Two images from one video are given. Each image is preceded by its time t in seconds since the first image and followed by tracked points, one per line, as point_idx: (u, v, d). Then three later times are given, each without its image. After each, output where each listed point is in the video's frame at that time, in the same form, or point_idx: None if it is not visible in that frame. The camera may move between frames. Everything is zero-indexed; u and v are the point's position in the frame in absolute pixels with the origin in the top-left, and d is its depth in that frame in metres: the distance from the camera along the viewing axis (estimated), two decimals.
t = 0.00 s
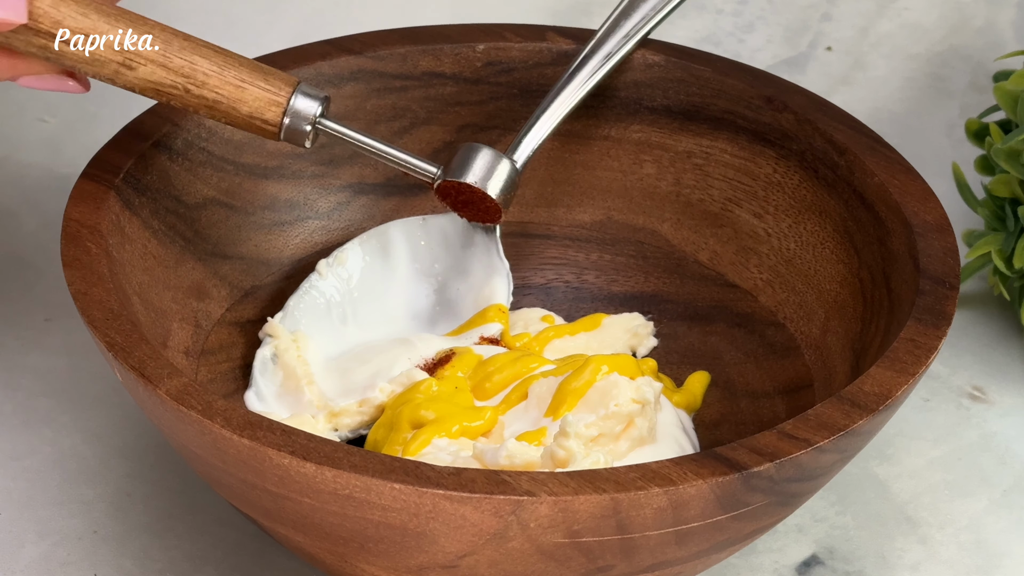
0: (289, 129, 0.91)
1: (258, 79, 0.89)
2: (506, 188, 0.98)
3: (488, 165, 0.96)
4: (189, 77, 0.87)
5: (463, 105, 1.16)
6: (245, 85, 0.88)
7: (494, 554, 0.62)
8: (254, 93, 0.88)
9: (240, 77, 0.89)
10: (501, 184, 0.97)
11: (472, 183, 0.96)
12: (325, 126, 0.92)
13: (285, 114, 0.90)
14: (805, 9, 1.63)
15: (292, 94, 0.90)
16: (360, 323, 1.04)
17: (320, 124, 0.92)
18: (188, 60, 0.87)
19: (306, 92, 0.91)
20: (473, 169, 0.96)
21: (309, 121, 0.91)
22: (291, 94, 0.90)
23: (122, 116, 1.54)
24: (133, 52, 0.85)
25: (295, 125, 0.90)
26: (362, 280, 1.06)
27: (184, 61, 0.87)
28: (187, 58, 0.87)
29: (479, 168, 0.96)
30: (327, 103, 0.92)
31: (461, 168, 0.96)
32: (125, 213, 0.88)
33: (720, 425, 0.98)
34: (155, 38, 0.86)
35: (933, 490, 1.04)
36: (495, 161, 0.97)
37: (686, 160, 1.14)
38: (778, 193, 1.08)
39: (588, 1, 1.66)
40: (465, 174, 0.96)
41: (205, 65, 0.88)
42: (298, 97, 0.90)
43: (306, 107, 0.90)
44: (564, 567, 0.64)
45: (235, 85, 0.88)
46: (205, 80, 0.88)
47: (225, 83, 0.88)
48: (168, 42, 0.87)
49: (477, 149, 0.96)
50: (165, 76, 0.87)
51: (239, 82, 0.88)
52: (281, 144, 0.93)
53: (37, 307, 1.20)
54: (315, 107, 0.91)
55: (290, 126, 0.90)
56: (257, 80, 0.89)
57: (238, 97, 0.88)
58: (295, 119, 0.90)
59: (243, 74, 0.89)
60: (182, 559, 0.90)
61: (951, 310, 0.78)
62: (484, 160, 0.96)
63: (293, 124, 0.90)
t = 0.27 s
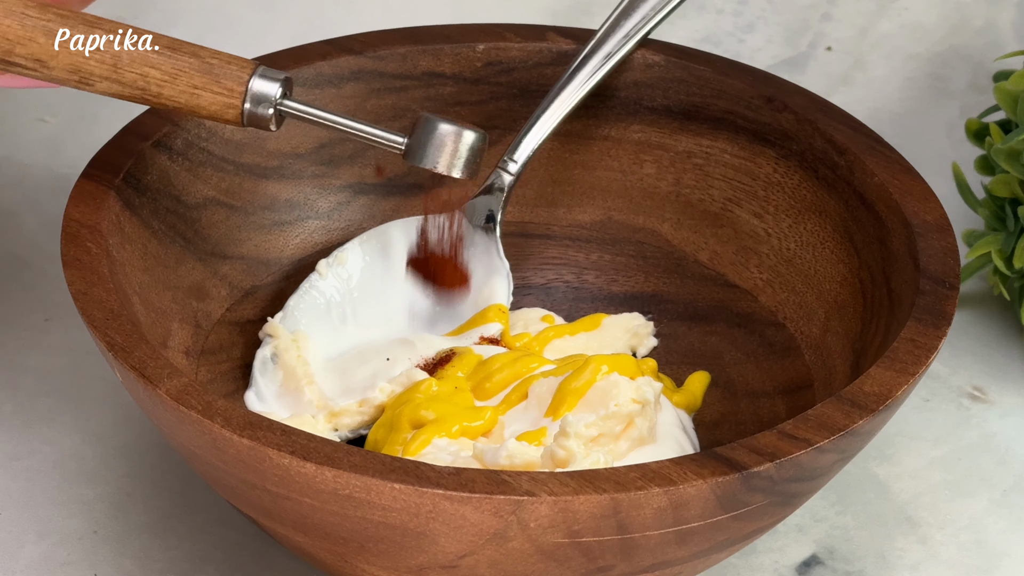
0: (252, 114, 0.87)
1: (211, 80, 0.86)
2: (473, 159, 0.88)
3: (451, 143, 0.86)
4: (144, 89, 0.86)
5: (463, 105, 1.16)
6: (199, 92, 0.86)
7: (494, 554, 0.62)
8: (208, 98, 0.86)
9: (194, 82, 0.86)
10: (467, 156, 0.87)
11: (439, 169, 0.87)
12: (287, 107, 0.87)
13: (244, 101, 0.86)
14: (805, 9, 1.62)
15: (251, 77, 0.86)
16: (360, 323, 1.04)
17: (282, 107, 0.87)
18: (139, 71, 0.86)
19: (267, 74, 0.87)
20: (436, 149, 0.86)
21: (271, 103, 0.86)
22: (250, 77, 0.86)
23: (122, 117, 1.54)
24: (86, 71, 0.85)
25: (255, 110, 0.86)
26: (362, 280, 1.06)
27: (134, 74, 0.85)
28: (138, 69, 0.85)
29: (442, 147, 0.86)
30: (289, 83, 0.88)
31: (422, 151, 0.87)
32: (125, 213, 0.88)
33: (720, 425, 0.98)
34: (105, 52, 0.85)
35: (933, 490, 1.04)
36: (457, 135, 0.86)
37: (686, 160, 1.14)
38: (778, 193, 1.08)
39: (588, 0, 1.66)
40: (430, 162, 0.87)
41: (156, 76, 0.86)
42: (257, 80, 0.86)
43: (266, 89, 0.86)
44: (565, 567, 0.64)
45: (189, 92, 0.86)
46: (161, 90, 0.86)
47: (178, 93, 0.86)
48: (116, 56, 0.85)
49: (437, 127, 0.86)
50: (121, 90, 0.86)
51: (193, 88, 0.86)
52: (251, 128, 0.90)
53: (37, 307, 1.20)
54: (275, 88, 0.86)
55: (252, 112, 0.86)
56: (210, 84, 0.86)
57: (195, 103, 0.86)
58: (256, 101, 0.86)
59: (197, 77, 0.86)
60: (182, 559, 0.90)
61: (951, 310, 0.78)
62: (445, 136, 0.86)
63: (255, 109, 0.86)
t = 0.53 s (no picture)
0: (226, 119, 0.87)
1: (183, 93, 0.86)
2: (445, 168, 0.89)
3: (423, 155, 0.87)
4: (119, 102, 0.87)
5: (463, 105, 1.16)
6: (171, 105, 0.86)
7: (494, 554, 0.62)
8: (181, 110, 0.86)
9: (166, 96, 0.86)
10: (440, 166, 0.89)
11: (409, 180, 0.88)
12: (262, 112, 0.87)
13: (217, 108, 0.86)
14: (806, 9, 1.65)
15: (224, 83, 0.86)
16: (360, 323, 1.04)
17: (258, 111, 0.87)
18: (112, 85, 0.86)
19: (241, 78, 0.87)
20: (406, 161, 0.87)
21: (244, 108, 0.86)
22: (223, 83, 0.86)
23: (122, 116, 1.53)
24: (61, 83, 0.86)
25: (229, 116, 0.86)
26: (362, 281, 1.06)
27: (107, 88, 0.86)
28: (110, 82, 0.86)
29: (412, 159, 0.87)
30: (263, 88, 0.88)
31: (393, 162, 0.88)
32: (125, 213, 0.88)
33: (720, 425, 0.98)
34: (77, 67, 0.85)
35: (933, 490, 1.04)
36: (429, 147, 0.87)
37: (686, 160, 1.14)
38: (778, 193, 1.08)
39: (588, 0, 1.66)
40: (401, 173, 0.88)
41: (128, 89, 0.86)
42: (230, 85, 0.86)
43: (240, 95, 0.86)
44: (565, 567, 0.64)
45: (162, 105, 0.87)
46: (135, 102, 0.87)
47: (151, 106, 0.87)
48: (88, 71, 0.85)
49: (409, 140, 0.87)
50: (97, 100, 0.87)
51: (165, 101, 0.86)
52: (227, 132, 0.90)
53: (38, 307, 1.20)
54: (249, 93, 0.86)
55: (225, 117, 0.86)
56: (182, 97, 0.86)
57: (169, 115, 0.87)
58: (230, 106, 0.86)
59: (169, 90, 0.86)
60: (182, 559, 0.90)
61: (951, 310, 0.78)
62: (416, 148, 0.87)
63: (229, 113, 0.86)
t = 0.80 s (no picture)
0: (222, 120, 0.87)
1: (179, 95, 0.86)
2: (439, 170, 0.95)
3: (419, 158, 0.93)
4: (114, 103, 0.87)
5: (463, 105, 1.16)
6: (167, 106, 0.87)
7: (494, 554, 0.62)
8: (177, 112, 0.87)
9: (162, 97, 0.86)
10: (435, 169, 0.94)
11: (404, 181, 0.94)
12: (258, 114, 0.88)
13: (213, 109, 0.87)
14: (805, 9, 1.64)
15: (221, 84, 0.87)
16: (360, 323, 1.05)
17: (253, 112, 0.88)
18: (108, 85, 0.86)
19: (237, 80, 0.87)
20: (403, 163, 0.93)
21: (241, 109, 0.87)
22: (220, 83, 0.87)
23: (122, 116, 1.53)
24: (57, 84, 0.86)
25: (225, 117, 0.87)
26: (362, 281, 1.06)
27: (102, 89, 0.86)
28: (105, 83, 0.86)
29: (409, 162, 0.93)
30: (258, 90, 0.89)
31: (390, 162, 0.93)
32: (125, 213, 0.88)
33: (720, 425, 0.98)
34: (72, 68, 0.85)
35: (933, 490, 1.04)
36: (426, 150, 0.92)
37: (686, 160, 1.14)
38: (778, 193, 1.08)
39: (588, 0, 1.66)
40: (397, 175, 0.93)
41: (124, 90, 0.86)
42: (227, 86, 0.87)
43: (236, 95, 0.87)
44: (564, 567, 0.64)
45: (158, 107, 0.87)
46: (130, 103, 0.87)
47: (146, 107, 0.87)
48: (84, 71, 0.85)
49: (406, 143, 0.92)
50: (92, 101, 0.87)
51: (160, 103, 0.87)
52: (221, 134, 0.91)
53: (38, 307, 1.20)
54: (244, 94, 0.87)
55: (221, 118, 0.87)
56: (178, 99, 0.86)
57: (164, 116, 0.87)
58: (226, 107, 0.87)
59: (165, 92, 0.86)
60: (182, 559, 0.90)
61: (951, 310, 0.78)
62: (412, 151, 0.92)
63: (225, 114, 0.87)
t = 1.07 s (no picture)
0: (232, 98, 0.86)
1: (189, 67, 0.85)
2: (451, 148, 0.88)
3: (430, 134, 0.86)
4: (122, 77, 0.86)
5: (463, 105, 1.16)
6: (177, 80, 0.86)
7: (494, 554, 0.62)
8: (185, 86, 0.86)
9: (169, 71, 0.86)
10: (447, 146, 0.87)
11: (415, 159, 0.87)
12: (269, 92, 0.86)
13: (223, 86, 0.85)
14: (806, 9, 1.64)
15: (230, 61, 0.85)
16: (360, 323, 1.04)
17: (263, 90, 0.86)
18: (118, 58, 0.86)
19: (247, 58, 0.86)
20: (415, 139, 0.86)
21: (251, 87, 0.85)
22: (229, 61, 0.85)
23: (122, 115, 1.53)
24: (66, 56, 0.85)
25: (235, 94, 0.85)
26: (362, 281, 1.06)
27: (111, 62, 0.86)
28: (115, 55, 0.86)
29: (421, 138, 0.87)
30: (270, 67, 0.87)
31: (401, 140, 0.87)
32: (125, 213, 0.88)
33: (720, 425, 0.98)
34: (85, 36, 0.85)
35: (933, 490, 1.04)
36: (437, 126, 0.86)
37: (686, 160, 1.14)
38: (778, 193, 1.08)
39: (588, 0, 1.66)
40: (408, 152, 0.87)
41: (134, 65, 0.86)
42: (237, 63, 0.85)
43: (247, 73, 0.85)
44: (564, 567, 0.64)
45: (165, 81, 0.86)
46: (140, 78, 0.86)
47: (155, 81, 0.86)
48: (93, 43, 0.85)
49: (417, 119, 0.86)
50: (101, 75, 0.86)
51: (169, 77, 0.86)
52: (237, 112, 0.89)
53: (37, 307, 1.20)
54: (255, 72, 0.85)
55: (231, 96, 0.85)
56: (187, 73, 0.85)
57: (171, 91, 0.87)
58: (236, 86, 0.85)
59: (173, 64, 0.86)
60: (182, 559, 0.90)
61: (950, 310, 0.78)
62: (424, 128, 0.86)
63: (235, 92, 0.85)
